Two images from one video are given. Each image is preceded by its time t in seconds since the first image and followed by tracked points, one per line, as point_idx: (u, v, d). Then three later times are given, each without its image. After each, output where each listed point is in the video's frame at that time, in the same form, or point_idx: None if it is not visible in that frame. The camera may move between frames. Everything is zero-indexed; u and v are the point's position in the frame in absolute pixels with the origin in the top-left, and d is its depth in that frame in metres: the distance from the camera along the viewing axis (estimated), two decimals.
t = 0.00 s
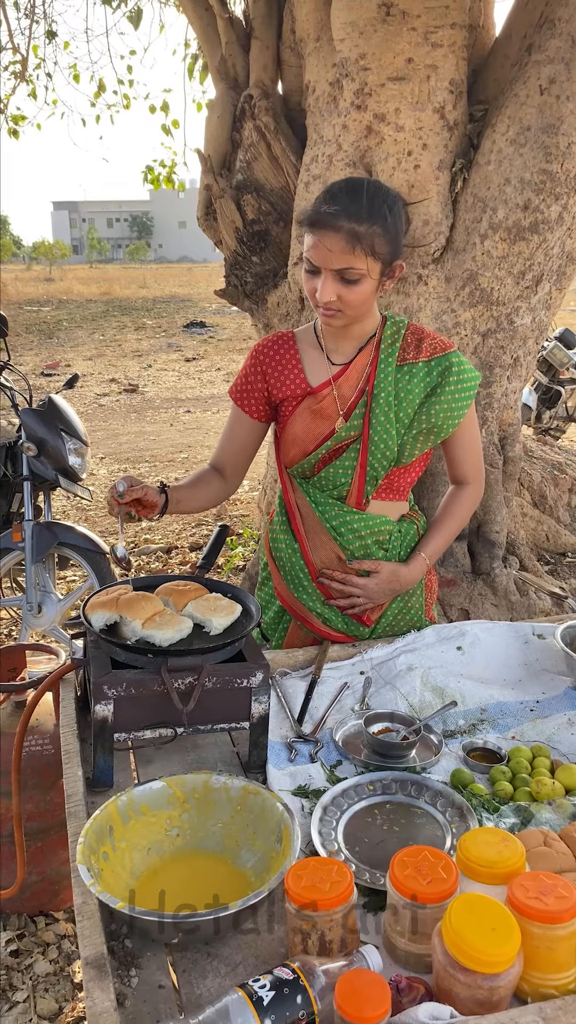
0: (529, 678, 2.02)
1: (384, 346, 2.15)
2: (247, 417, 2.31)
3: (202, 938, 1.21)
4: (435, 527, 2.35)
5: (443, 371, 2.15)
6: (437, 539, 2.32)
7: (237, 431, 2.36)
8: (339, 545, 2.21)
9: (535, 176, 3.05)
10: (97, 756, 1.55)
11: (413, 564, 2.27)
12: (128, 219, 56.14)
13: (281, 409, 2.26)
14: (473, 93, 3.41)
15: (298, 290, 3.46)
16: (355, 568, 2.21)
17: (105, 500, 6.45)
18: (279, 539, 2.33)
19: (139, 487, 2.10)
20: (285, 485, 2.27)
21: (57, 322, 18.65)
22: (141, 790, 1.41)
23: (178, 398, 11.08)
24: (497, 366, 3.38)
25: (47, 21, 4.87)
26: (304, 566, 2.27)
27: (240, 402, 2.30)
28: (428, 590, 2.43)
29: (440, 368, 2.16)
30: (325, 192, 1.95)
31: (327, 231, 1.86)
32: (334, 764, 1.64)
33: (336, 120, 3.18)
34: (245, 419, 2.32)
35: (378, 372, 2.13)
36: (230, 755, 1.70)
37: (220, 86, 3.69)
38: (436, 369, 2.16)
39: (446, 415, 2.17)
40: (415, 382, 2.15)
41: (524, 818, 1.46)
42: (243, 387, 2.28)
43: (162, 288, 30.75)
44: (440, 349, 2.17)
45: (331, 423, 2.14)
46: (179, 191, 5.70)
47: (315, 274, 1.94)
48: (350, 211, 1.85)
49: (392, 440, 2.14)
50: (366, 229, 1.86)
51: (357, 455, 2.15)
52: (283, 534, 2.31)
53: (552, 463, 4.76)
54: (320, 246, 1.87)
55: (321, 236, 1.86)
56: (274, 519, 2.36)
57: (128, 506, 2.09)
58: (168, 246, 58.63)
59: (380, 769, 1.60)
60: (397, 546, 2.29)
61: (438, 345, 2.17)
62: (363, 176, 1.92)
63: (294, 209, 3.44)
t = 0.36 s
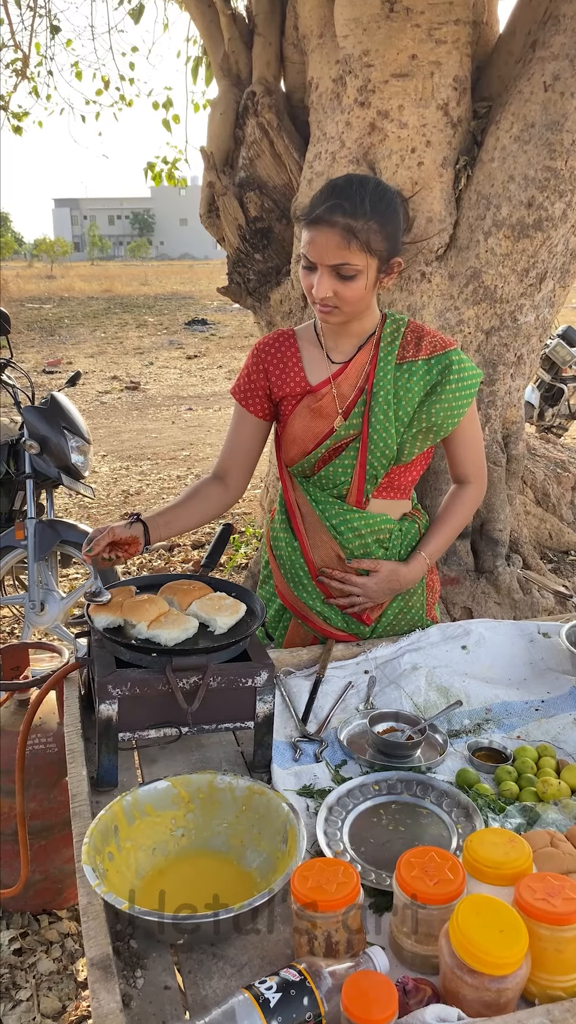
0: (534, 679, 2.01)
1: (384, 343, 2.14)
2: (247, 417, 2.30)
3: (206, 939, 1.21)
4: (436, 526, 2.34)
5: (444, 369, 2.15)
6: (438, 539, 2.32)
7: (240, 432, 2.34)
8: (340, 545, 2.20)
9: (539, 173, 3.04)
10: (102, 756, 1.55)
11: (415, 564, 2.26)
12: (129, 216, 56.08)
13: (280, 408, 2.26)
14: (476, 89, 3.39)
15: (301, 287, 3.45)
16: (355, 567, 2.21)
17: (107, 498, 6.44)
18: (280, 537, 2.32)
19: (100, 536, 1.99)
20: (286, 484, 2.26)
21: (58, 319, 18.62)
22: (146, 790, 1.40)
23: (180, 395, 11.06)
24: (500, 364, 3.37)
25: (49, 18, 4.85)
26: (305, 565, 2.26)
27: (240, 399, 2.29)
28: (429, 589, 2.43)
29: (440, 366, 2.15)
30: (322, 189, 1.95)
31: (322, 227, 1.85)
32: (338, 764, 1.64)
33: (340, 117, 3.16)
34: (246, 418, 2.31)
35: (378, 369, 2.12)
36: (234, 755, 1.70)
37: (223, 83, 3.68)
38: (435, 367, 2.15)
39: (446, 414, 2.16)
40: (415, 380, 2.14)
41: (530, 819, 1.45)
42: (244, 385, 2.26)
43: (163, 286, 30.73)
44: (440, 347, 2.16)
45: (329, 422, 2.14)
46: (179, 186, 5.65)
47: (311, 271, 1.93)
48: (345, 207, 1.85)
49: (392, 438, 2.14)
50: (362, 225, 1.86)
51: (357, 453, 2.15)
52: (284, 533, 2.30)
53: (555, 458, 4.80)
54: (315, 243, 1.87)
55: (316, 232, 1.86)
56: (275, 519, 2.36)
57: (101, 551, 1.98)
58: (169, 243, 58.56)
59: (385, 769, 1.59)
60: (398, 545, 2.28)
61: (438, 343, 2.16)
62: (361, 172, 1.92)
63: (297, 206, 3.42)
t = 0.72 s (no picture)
0: (534, 677, 2.00)
1: (380, 341, 2.13)
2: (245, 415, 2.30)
3: (206, 939, 1.20)
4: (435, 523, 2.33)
5: (441, 366, 2.14)
6: (436, 537, 2.31)
7: (237, 432, 2.33)
8: (338, 543, 2.20)
9: (540, 171, 3.03)
10: (101, 754, 1.54)
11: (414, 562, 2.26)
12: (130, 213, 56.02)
13: (277, 407, 2.25)
14: (477, 86, 3.38)
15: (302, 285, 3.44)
16: (354, 565, 2.20)
17: (107, 496, 6.44)
18: (278, 537, 2.32)
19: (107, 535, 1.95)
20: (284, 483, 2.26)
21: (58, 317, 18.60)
22: (145, 790, 1.40)
23: (181, 393, 11.06)
24: (501, 362, 3.37)
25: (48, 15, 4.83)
26: (303, 564, 2.26)
27: (238, 400, 2.29)
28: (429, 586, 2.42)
29: (437, 363, 2.15)
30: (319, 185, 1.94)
31: (319, 222, 1.85)
32: (338, 763, 1.64)
33: (340, 114, 3.15)
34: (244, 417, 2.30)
35: (375, 367, 2.11)
36: (234, 754, 1.69)
37: (223, 80, 3.67)
38: (433, 365, 2.14)
39: (443, 411, 2.16)
40: (412, 378, 2.13)
41: (531, 818, 1.45)
42: (242, 385, 2.26)
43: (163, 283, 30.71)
44: (437, 343, 2.16)
45: (327, 421, 2.13)
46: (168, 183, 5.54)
47: (307, 266, 1.92)
48: (342, 202, 1.84)
49: (389, 436, 2.13)
50: (359, 220, 1.85)
51: (355, 452, 2.14)
52: (282, 533, 2.30)
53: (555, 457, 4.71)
54: (311, 238, 1.86)
55: (313, 227, 1.85)
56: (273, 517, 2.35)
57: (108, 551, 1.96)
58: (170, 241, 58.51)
59: (384, 768, 1.59)
60: (397, 544, 2.27)
61: (435, 339, 2.16)
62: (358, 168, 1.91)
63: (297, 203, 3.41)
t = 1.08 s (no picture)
0: (533, 675, 2.00)
1: (383, 339, 2.13)
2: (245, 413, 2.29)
3: (203, 937, 1.20)
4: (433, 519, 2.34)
5: (443, 365, 2.15)
6: (436, 533, 2.31)
7: (237, 427, 2.33)
8: (338, 541, 2.20)
9: (539, 168, 3.01)
10: (99, 752, 1.54)
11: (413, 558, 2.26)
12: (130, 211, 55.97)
13: (278, 404, 2.25)
14: (476, 83, 3.38)
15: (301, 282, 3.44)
16: (355, 562, 2.20)
17: (107, 494, 6.44)
18: (277, 534, 2.32)
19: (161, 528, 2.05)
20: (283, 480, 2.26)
21: (59, 315, 18.58)
22: (143, 786, 1.40)
23: (181, 391, 11.05)
24: (500, 359, 3.36)
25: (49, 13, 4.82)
26: (303, 561, 2.26)
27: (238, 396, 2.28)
28: (428, 583, 2.41)
29: (440, 361, 2.15)
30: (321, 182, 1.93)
31: (322, 221, 1.84)
32: (336, 760, 1.64)
33: (339, 111, 3.14)
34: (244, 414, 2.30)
35: (378, 365, 2.11)
36: (232, 751, 1.69)
37: (222, 77, 3.66)
38: (435, 363, 2.14)
39: (446, 410, 2.16)
40: (415, 376, 2.14)
41: (528, 816, 1.45)
42: (242, 383, 2.26)
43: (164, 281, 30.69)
44: (439, 342, 2.16)
45: (329, 418, 2.12)
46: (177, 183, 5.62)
47: (311, 265, 1.92)
48: (346, 202, 1.83)
49: (392, 434, 2.13)
50: (363, 220, 1.84)
51: (356, 449, 2.14)
52: (282, 530, 2.29)
53: (555, 456, 4.73)
54: (315, 238, 1.85)
55: (317, 228, 1.84)
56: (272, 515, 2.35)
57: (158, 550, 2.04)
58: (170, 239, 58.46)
59: (382, 766, 1.59)
60: (397, 541, 2.27)
61: (437, 337, 2.16)
62: (361, 166, 1.90)
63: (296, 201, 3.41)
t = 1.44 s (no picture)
0: (532, 673, 2.00)
1: (383, 337, 2.13)
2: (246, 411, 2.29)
3: (201, 935, 1.21)
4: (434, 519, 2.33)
5: (443, 363, 2.14)
6: (436, 532, 2.31)
7: (240, 424, 2.34)
8: (337, 539, 2.20)
9: (538, 166, 3.01)
10: (97, 750, 1.55)
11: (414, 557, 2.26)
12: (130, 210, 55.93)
13: (279, 400, 2.25)
14: (475, 81, 3.37)
15: (300, 281, 3.44)
16: (353, 561, 2.20)
17: (106, 493, 6.44)
18: (277, 530, 2.32)
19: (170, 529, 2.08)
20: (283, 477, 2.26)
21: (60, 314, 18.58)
22: (141, 784, 1.40)
23: (180, 390, 11.04)
24: (499, 357, 3.36)
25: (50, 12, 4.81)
26: (302, 558, 2.26)
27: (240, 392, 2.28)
28: (428, 582, 2.41)
29: (440, 360, 2.14)
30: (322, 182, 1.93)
31: (323, 221, 1.83)
32: (335, 758, 1.64)
33: (338, 109, 3.14)
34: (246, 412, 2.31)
35: (377, 363, 2.11)
36: (230, 749, 1.69)
37: (221, 76, 3.65)
38: (435, 361, 2.14)
39: (445, 409, 2.16)
40: (415, 374, 2.13)
41: (526, 814, 1.45)
42: (244, 378, 2.26)
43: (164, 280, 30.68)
44: (440, 340, 2.15)
45: (328, 415, 2.12)
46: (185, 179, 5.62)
47: (312, 265, 1.91)
48: (346, 202, 1.83)
49: (390, 432, 2.13)
50: (363, 220, 1.84)
51: (355, 447, 2.14)
52: (282, 528, 2.30)
53: (554, 454, 4.72)
54: (316, 237, 1.85)
55: (317, 227, 1.84)
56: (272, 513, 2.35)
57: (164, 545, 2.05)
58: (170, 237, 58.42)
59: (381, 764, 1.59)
60: (396, 540, 2.27)
61: (438, 336, 2.15)
62: (361, 166, 1.90)
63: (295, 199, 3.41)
